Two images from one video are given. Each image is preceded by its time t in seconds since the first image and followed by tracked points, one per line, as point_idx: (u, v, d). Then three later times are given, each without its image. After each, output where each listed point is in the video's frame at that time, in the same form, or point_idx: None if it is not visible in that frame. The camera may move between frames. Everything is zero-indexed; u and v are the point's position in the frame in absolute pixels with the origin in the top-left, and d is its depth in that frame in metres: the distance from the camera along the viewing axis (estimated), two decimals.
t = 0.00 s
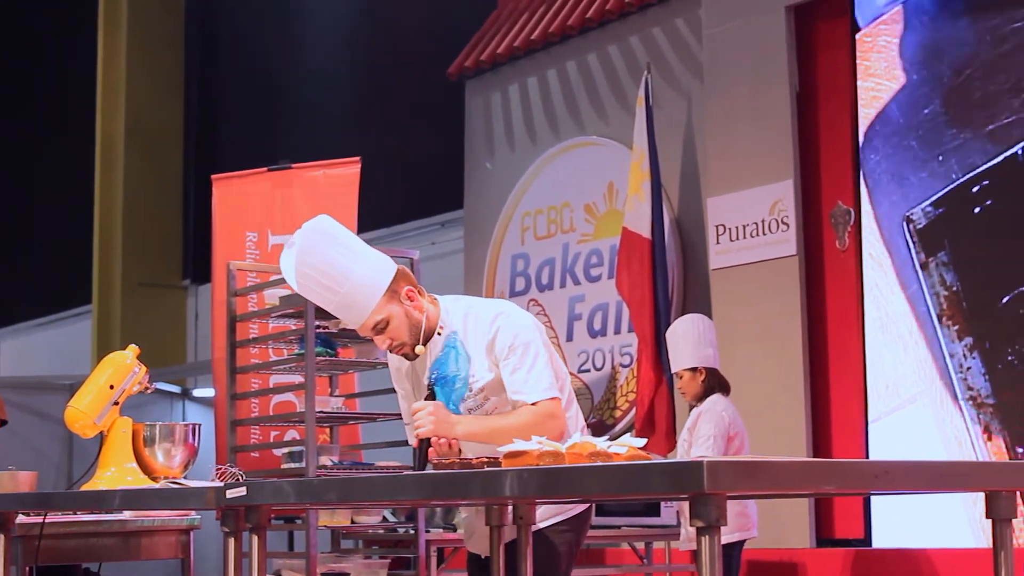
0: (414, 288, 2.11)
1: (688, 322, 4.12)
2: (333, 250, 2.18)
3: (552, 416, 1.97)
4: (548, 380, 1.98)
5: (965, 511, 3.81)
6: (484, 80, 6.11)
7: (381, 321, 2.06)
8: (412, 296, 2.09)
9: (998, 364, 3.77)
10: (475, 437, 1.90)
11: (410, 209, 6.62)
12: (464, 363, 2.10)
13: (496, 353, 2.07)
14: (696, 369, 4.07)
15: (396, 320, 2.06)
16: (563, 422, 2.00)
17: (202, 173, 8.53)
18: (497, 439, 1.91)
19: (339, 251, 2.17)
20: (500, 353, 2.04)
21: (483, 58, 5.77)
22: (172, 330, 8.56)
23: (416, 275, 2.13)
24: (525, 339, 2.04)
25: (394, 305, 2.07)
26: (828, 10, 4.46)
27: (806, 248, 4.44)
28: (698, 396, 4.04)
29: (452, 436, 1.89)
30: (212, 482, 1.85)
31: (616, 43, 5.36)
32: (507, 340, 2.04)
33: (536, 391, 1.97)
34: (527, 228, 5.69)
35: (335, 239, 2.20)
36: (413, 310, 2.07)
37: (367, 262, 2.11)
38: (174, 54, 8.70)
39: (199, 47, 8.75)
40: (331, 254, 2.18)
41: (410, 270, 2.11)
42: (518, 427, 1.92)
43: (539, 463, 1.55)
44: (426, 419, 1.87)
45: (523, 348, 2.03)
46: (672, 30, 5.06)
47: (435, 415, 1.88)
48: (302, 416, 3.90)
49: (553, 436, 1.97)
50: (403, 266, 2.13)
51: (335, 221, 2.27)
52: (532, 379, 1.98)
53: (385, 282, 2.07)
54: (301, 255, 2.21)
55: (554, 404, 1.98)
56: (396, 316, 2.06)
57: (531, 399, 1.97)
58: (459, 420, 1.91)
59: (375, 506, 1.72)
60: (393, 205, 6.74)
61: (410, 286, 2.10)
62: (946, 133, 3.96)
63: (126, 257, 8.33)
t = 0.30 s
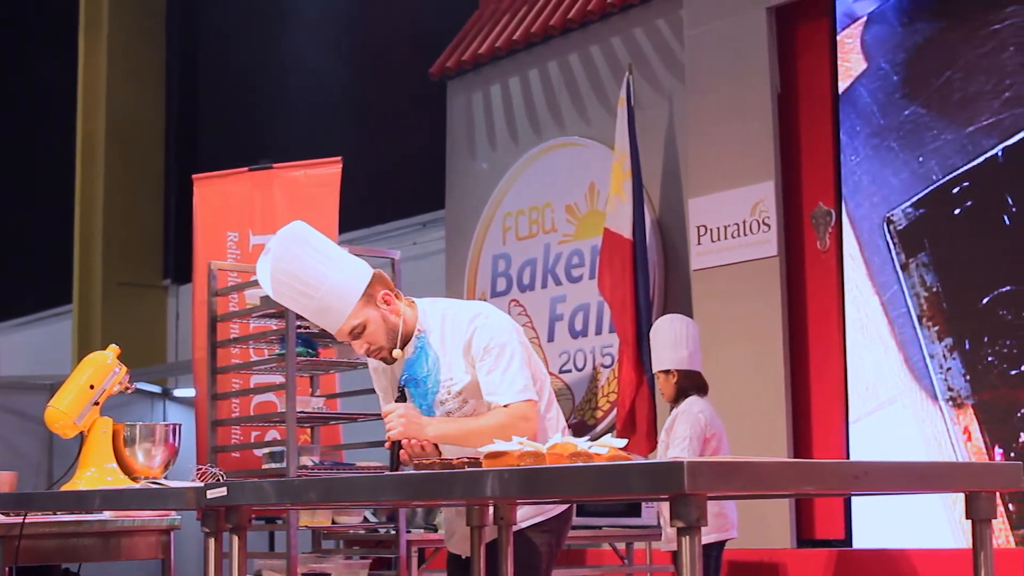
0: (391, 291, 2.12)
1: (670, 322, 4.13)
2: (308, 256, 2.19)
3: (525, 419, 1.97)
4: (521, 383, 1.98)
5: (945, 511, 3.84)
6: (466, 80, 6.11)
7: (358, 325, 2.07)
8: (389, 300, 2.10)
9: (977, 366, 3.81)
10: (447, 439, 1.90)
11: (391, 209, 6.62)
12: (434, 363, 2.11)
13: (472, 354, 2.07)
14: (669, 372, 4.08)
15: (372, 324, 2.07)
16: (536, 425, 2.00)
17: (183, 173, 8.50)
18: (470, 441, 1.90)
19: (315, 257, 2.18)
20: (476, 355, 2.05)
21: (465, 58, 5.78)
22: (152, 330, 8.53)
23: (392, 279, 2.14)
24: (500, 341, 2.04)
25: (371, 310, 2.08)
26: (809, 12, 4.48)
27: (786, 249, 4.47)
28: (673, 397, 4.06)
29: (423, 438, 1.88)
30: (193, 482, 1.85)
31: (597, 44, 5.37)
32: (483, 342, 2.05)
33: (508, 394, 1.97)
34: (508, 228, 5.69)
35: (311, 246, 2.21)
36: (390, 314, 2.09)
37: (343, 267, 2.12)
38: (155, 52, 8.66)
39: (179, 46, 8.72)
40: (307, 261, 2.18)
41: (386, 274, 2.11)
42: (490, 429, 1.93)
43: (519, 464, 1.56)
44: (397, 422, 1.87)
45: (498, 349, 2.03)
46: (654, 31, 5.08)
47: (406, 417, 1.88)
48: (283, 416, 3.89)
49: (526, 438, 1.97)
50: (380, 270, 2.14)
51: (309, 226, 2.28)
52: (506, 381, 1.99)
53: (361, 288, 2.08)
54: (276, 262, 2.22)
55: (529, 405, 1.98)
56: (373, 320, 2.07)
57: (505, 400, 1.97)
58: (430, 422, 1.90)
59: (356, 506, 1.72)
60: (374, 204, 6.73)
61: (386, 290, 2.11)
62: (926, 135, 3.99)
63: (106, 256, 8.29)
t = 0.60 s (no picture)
0: (373, 292, 2.12)
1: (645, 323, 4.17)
2: (290, 256, 2.19)
3: (518, 415, 1.97)
4: (511, 381, 1.99)
5: (926, 511, 3.87)
6: (449, 80, 6.12)
7: (341, 325, 2.06)
8: (371, 301, 2.10)
9: (959, 367, 3.83)
10: (441, 436, 1.91)
11: (375, 209, 6.62)
12: (423, 362, 2.11)
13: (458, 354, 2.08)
14: (645, 373, 4.07)
15: (356, 325, 2.07)
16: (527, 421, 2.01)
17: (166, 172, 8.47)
18: (463, 439, 1.91)
19: (297, 257, 2.18)
20: (463, 354, 2.06)
21: (448, 58, 5.79)
22: (135, 330, 8.50)
23: (374, 280, 2.14)
24: (486, 340, 2.05)
25: (353, 310, 2.07)
26: (792, 13, 4.50)
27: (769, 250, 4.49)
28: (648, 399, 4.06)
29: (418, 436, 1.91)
30: (176, 482, 1.86)
31: (581, 44, 5.38)
32: (469, 341, 2.05)
33: (500, 392, 1.97)
34: (492, 229, 5.70)
35: (292, 246, 2.21)
36: (373, 315, 2.08)
37: (325, 266, 2.12)
38: (138, 51, 8.63)
39: (162, 45, 8.68)
40: (289, 260, 2.19)
41: (368, 275, 2.11)
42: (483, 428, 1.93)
43: (502, 464, 1.57)
44: (391, 422, 1.89)
45: (485, 348, 2.04)
46: (637, 31, 5.09)
47: (400, 417, 1.90)
48: (266, 417, 3.89)
49: (519, 435, 1.98)
50: (363, 270, 2.14)
51: (290, 227, 2.28)
52: (495, 379, 1.99)
53: (343, 287, 2.08)
54: (259, 263, 2.22)
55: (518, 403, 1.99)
56: (356, 321, 2.07)
57: (495, 398, 1.97)
58: (424, 420, 1.92)
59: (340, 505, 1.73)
60: (359, 205, 6.73)
61: (369, 290, 2.11)
62: (909, 136, 4.02)
63: (88, 256, 8.27)
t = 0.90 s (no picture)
0: (362, 293, 2.13)
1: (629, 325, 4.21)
2: (280, 255, 2.18)
3: (489, 424, 1.98)
4: (488, 387, 2.00)
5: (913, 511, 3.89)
6: (436, 80, 6.11)
7: (329, 326, 2.06)
8: (360, 302, 2.10)
9: (945, 367, 3.85)
10: (411, 440, 1.90)
11: (362, 210, 6.61)
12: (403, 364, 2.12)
13: (441, 356, 2.09)
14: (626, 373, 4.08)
15: (344, 325, 2.07)
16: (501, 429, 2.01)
17: (153, 171, 8.44)
18: (435, 445, 1.91)
19: (283, 258, 2.17)
20: (445, 357, 2.07)
21: (435, 58, 5.79)
22: (122, 330, 8.47)
23: (363, 281, 2.14)
24: (469, 344, 2.06)
25: (341, 311, 2.08)
26: (778, 15, 4.51)
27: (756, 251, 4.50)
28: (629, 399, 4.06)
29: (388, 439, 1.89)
30: (163, 482, 1.86)
31: (568, 45, 5.39)
32: (452, 344, 2.06)
33: (474, 398, 1.99)
34: (478, 229, 5.70)
35: (277, 246, 2.20)
36: (361, 315, 2.08)
37: (314, 267, 2.12)
38: (126, 51, 8.60)
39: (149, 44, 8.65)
40: (278, 259, 2.18)
41: (357, 276, 2.12)
42: (456, 433, 1.94)
43: (488, 465, 1.57)
44: (361, 422, 1.87)
45: (467, 353, 2.05)
46: (625, 32, 5.10)
47: (371, 418, 1.88)
48: (252, 417, 3.88)
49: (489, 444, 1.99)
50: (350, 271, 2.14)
51: (278, 226, 2.27)
52: (473, 385, 2.00)
53: (332, 287, 2.08)
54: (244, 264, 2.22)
55: (494, 411, 2.00)
56: (344, 321, 2.07)
57: (470, 404, 1.99)
58: (395, 423, 1.90)
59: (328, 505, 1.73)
60: (346, 205, 6.72)
61: (357, 291, 2.12)
62: (895, 137, 4.04)
63: (74, 256, 8.24)
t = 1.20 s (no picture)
0: (348, 290, 2.12)
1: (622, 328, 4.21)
2: (266, 253, 2.18)
3: (493, 417, 1.99)
4: (486, 382, 2.01)
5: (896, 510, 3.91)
6: (421, 81, 6.11)
7: (315, 324, 2.06)
8: (345, 299, 2.09)
9: (928, 367, 3.87)
10: (416, 438, 1.90)
11: (347, 210, 6.62)
12: (397, 364, 2.12)
13: (433, 354, 2.10)
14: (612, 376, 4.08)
15: (330, 323, 2.07)
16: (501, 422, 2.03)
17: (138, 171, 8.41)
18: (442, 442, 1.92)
19: (270, 255, 2.17)
20: (437, 356, 2.07)
21: (420, 59, 5.79)
22: (106, 331, 8.44)
23: (350, 279, 2.13)
24: (461, 341, 2.07)
25: (327, 308, 2.07)
26: (763, 16, 4.53)
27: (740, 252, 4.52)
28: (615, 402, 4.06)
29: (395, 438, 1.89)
30: (146, 482, 1.86)
31: (554, 46, 5.40)
32: (444, 342, 2.07)
33: (474, 393, 1.99)
34: (464, 230, 5.71)
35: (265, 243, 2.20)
36: (347, 313, 2.08)
37: (300, 265, 2.12)
38: (110, 51, 8.56)
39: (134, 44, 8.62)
40: (264, 257, 2.18)
41: (344, 273, 2.11)
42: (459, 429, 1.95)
43: (473, 465, 1.57)
44: (371, 423, 1.86)
45: (460, 350, 2.06)
46: (610, 33, 5.11)
47: (380, 418, 1.87)
48: (237, 417, 3.87)
49: (493, 436, 1.99)
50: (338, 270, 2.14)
51: (266, 223, 2.27)
52: (471, 380, 2.01)
53: (319, 285, 2.08)
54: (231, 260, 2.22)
55: (493, 404, 2.01)
56: (330, 319, 2.07)
57: (470, 399, 1.99)
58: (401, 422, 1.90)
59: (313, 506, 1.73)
60: (331, 206, 6.72)
61: (343, 289, 2.11)
62: (880, 138, 4.06)
63: (59, 256, 8.20)
